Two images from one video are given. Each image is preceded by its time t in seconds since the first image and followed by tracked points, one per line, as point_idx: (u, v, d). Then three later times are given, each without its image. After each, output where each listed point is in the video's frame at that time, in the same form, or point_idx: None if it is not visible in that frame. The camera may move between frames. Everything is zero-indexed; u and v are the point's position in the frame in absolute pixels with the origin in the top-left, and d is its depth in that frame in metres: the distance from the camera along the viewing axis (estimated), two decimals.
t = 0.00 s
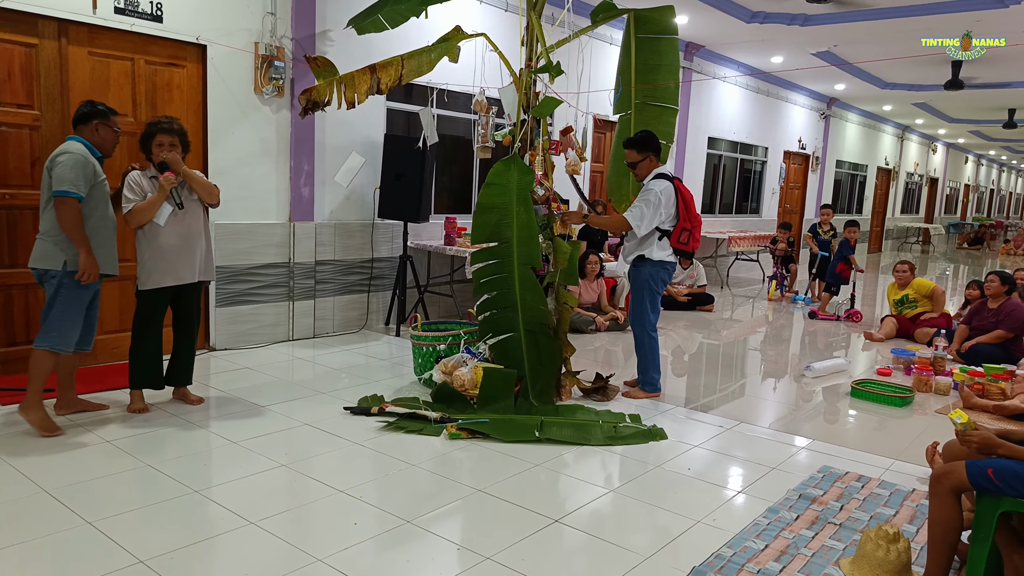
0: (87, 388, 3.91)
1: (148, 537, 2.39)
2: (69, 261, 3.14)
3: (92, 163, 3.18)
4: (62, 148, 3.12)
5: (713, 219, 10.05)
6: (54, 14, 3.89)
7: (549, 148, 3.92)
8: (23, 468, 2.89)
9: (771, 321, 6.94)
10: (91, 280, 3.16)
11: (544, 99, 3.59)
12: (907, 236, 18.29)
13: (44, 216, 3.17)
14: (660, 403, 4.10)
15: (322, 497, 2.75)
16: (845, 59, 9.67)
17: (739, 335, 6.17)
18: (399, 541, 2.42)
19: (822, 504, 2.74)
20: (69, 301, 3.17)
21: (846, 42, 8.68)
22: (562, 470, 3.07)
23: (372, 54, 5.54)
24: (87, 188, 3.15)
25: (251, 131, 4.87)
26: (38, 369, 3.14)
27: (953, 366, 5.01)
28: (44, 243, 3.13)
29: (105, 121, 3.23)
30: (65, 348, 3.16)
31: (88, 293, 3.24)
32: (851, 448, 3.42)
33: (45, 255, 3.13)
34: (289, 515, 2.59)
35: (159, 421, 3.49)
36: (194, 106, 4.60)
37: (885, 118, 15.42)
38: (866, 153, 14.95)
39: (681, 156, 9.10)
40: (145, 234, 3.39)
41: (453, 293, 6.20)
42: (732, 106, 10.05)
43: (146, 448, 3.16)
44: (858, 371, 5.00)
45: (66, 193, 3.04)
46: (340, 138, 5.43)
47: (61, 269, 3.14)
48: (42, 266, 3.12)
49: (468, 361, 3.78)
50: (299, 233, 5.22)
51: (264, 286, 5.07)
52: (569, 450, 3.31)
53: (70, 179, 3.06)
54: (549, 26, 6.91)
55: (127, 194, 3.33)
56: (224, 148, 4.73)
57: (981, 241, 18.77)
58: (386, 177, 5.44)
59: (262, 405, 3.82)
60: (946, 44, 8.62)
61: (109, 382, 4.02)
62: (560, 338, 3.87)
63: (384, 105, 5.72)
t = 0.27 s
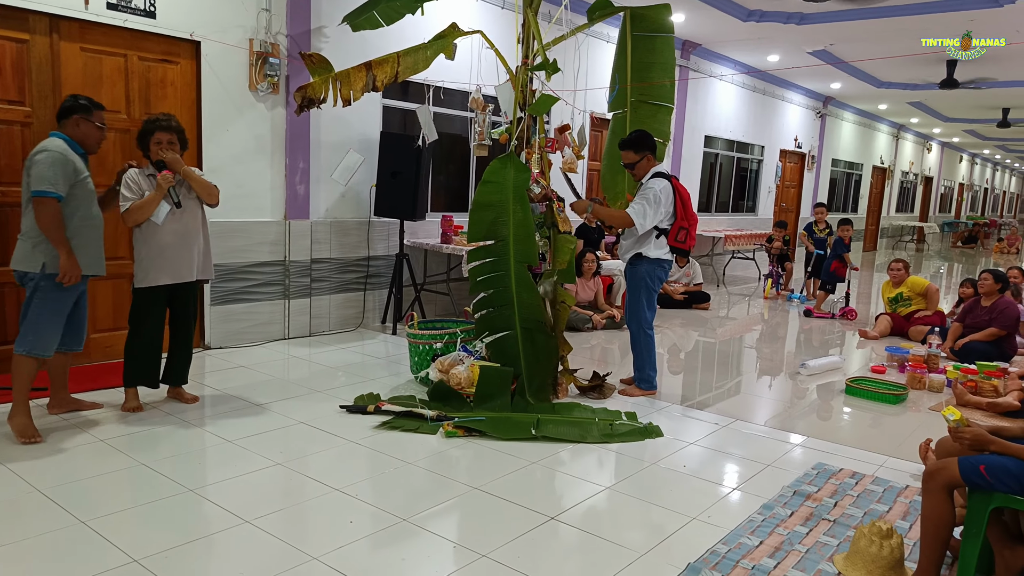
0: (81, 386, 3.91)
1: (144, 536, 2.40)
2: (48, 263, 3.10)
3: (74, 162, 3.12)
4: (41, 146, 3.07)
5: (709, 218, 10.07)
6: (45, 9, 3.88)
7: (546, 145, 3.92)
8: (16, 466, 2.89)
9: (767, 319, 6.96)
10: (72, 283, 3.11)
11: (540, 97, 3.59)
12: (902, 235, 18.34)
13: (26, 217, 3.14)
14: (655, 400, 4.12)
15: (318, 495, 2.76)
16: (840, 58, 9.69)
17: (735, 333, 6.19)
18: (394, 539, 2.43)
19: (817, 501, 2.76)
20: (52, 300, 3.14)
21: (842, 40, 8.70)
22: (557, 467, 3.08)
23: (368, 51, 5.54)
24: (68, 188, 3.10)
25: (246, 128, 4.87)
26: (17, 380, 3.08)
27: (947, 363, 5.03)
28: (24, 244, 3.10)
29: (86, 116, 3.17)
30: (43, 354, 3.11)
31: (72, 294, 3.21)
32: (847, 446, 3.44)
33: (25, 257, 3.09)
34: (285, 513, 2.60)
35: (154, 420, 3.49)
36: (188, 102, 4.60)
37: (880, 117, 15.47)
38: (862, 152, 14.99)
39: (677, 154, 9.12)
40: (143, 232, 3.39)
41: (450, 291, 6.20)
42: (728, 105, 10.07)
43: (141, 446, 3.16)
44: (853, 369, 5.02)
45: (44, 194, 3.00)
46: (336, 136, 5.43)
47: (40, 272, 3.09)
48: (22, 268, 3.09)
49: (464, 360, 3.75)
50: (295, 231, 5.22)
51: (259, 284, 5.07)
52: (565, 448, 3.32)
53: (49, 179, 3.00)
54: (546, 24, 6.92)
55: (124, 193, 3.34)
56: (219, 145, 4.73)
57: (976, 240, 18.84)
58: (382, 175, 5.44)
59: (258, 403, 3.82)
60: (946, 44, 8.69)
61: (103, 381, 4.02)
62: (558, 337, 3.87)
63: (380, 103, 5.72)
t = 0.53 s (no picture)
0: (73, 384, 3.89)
1: (137, 534, 2.39)
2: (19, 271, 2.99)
3: (34, 163, 2.96)
4: None
5: (703, 214, 10.08)
6: (34, 4, 3.85)
7: (539, 142, 3.93)
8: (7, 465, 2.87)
9: (760, 314, 6.98)
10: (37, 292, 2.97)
11: (533, 92, 3.59)
12: (895, 230, 18.41)
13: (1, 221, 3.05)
14: (650, 396, 4.13)
15: (313, 492, 2.76)
16: (834, 54, 9.71)
17: (728, 329, 6.21)
18: (388, 536, 2.43)
19: (810, 496, 2.77)
20: (27, 306, 3.02)
21: (835, 36, 8.71)
22: (551, 463, 3.08)
23: (361, 47, 5.52)
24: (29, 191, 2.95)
25: (238, 124, 4.85)
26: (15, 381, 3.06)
27: (939, 358, 5.06)
28: None
29: (45, 109, 2.96)
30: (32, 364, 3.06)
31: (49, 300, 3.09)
32: (839, 440, 3.45)
33: None
34: (279, 510, 2.60)
35: (147, 417, 3.48)
36: (179, 98, 4.57)
37: (873, 113, 15.51)
38: (855, 147, 15.02)
39: (671, 150, 9.13)
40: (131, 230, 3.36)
41: (444, 288, 6.20)
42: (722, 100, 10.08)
43: (133, 444, 3.15)
44: (846, 364, 5.04)
45: None
46: (329, 132, 5.42)
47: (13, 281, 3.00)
48: None
49: (458, 357, 3.76)
50: (288, 227, 5.21)
51: (252, 281, 5.05)
52: (560, 444, 3.32)
53: (5, 183, 2.84)
54: (540, 19, 6.91)
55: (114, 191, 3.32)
56: (211, 141, 4.71)
57: (969, 236, 18.93)
58: (375, 171, 5.43)
59: (251, 401, 3.81)
60: (946, 44, 8.84)
61: (95, 378, 4.00)
62: (554, 333, 3.87)
63: (373, 99, 5.70)
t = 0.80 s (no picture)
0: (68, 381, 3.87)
1: (131, 531, 2.38)
2: None
3: None
4: None
5: (699, 209, 10.08)
6: None
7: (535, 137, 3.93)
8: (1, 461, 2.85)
9: (756, 310, 6.98)
10: None
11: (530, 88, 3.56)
12: (891, 225, 18.44)
13: None
14: (646, 391, 4.12)
15: (308, 488, 2.75)
16: (830, 49, 9.70)
17: (724, 324, 6.21)
18: (384, 532, 2.42)
19: (806, 491, 2.77)
20: None
21: (831, 31, 8.71)
22: (547, 459, 3.08)
23: (356, 42, 5.50)
24: None
25: (233, 120, 4.82)
26: (1, 382, 3.00)
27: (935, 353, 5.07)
28: None
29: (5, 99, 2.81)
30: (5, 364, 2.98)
31: (20, 304, 2.98)
32: (835, 435, 3.45)
33: None
34: (274, 506, 2.59)
35: (142, 413, 3.46)
36: (174, 94, 4.54)
37: (870, 108, 15.51)
38: (851, 143, 15.03)
39: (667, 146, 9.12)
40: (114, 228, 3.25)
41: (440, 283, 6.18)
42: (719, 96, 10.07)
43: (128, 440, 3.13)
44: (842, 359, 5.04)
45: None
46: (325, 128, 5.39)
47: None
48: None
49: (455, 352, 3.75)
50: (284, 223, 5.18)
51: (248, 277, 5.03)
52: (556, 439, 3.32)
53: None
54: (535, 14, 6.89)
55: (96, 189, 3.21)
56: (206, 137, 4.68)
57: (964, 231, 18.96)
58: (371, 166, 5.41)
59: (246, 397, 3.80)
60: (946, 44, 9.03)
61: (90, 375, 3.98)
62: (549, 329, 3.88)
63: (369, 94, 5.68)
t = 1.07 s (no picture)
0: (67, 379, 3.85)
1: (129, 530, 2.36)
2: None
3: None
4: None
5: (697, 206, 10.07)
6: None
7: (533, 134, 3.91)
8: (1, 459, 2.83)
9: (754, 306, 6.98)
10: None
11: (527, 84, 3.54)
12: (889, 221, 18.45)
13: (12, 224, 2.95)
14: (644, 388, 4.12)
15: (306, 486, 2.73)
16: (827, 46, 9.69)
17: (723, 321, 6.20)
18: (384, 529, 2.41)
19: (805, 488, 2.76)
20: None
21: (829, 28, 8.70)
22: (546, 456, 3.07)
23: (354, 40, 5.47)
24: None
25: (231, 118, 4.80)
26: None
27: (933, 349, 5.06)
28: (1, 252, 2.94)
29: None
30: None
31: None
32: (834, 432, 3.45)
33: None
34: (273, 504, 2.57)
35: (141, 412, 3.44)
36: (173, 92, 4.52)
37: (867, 105, 15.51)
38: (849, 139, 15.02)
39: (664, 142, 9.10)
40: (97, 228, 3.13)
41: (438, 281, 6.17)
42: (716, 93, 10.05)
43: (128, 439, 3.12)
44: (840, 356, 5.04)
45: None
46: (322, 125, 5.37)
47: None
48: None
49: (452, 349, 3.75)
50: (281, 220, 5.16)
51: (246, 274, 5.01)
52: (554, 437, 3.30)
53: None
54: (532, 12, 6.87)
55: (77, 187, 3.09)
56: (204, 135, 4.66)
57: (962, 227, 18.97)
58: (368, 164, 5.39)
59: (245, 395, 3.78)
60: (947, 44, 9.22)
61: (89, 373, 3.96)
62: (547, 326, 3.86)
63: (367, 92, 5.65)
